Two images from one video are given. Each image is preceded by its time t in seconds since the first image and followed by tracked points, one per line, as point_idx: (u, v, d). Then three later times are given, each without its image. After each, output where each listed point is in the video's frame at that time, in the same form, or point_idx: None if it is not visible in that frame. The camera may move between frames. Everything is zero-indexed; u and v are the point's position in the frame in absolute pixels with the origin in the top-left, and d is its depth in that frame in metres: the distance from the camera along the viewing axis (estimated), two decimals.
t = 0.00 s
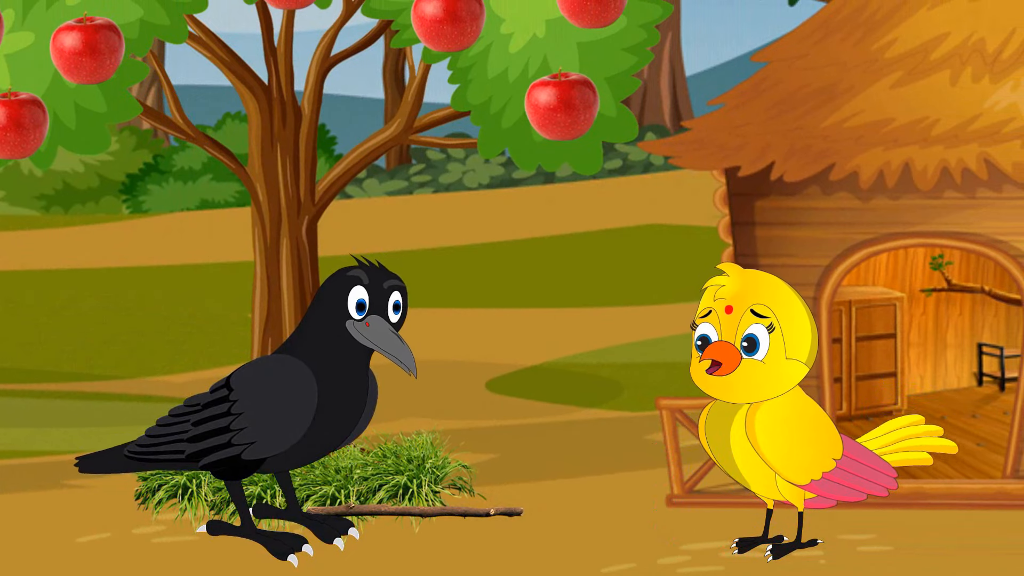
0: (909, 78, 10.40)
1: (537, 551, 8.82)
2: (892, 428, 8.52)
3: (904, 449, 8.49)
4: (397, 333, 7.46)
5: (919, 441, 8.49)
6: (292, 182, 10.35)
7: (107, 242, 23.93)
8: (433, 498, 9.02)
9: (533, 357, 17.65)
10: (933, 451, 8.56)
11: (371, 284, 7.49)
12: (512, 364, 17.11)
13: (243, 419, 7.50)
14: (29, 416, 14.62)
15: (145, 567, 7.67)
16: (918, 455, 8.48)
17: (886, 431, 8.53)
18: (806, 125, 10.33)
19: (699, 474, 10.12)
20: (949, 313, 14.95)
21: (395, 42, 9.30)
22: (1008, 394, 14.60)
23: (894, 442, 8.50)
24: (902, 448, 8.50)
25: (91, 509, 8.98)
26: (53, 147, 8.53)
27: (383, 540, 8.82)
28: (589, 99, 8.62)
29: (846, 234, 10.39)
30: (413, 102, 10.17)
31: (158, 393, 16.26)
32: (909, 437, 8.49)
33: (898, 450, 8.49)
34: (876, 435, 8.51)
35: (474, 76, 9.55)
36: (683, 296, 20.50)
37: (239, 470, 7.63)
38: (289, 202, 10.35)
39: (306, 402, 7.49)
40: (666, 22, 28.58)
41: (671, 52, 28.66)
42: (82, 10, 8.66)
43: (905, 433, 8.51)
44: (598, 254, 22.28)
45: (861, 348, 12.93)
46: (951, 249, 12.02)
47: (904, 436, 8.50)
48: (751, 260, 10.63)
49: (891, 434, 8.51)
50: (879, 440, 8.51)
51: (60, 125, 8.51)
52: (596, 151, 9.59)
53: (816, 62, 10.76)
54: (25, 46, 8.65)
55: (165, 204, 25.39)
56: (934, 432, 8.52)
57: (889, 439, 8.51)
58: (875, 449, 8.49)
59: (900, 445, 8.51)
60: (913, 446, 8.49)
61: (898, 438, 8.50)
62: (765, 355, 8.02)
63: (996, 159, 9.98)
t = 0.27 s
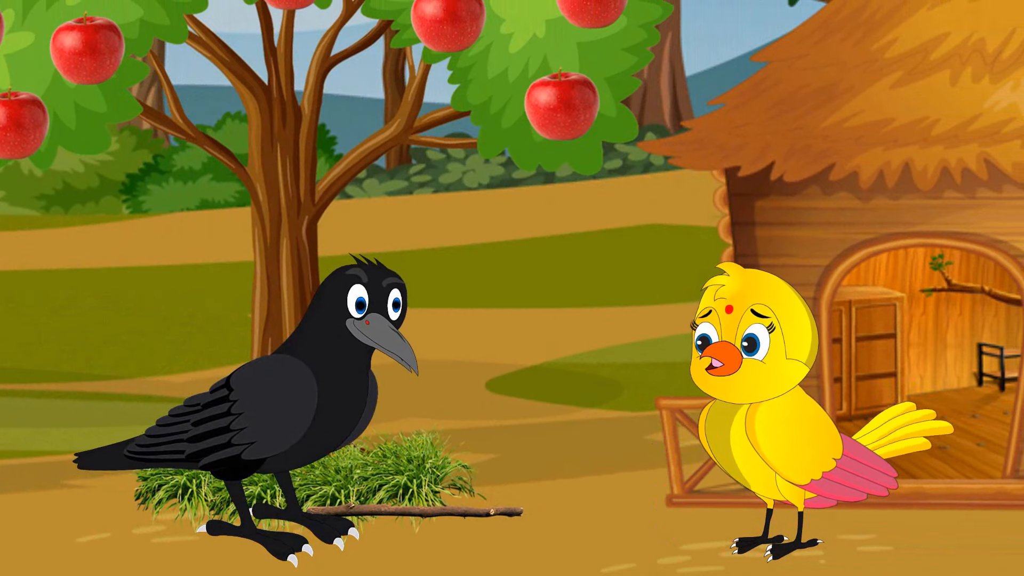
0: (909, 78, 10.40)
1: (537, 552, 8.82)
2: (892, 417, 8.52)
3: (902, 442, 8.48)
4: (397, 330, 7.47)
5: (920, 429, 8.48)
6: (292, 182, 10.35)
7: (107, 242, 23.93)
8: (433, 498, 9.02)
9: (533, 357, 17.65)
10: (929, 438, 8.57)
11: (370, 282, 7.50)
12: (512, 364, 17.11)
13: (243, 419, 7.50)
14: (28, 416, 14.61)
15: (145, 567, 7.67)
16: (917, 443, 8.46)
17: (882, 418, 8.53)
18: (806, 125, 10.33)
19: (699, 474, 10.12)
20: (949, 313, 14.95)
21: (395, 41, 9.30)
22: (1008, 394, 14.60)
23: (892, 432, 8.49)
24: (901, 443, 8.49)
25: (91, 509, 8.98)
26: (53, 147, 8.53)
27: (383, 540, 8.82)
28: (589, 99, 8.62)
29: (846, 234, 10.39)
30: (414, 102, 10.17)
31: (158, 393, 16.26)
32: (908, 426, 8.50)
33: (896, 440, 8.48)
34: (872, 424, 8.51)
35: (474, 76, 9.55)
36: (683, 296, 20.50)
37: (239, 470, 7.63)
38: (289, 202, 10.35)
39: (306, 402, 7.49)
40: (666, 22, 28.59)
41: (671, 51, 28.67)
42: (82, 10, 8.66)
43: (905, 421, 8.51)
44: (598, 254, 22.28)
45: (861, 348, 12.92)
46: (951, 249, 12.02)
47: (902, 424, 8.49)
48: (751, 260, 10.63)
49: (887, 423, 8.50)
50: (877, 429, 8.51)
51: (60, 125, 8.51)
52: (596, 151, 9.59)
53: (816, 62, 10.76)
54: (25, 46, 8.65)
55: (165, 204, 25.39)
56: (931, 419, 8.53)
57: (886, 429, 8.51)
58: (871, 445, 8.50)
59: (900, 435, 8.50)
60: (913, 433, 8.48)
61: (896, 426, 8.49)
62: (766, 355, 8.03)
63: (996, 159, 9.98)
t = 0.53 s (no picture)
0: (909, 78, 10.41)
1: (537, 552, 8.82)
2: (885, 406, 8.53)
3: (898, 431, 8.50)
4: (397, 328, 7.48)
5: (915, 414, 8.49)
6: (292, 182, 10.35)
7: (107, 242, 23.93)
8: (433, 498, 9.02)
9: (533, 357, 17.65)
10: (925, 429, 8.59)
11: (369, 281, 7.51)
12: (512, 364, 17.11)
13: (243, 419, 7.50)
14: (28, 416, 14.61)
15: (145, 567, 7.67)
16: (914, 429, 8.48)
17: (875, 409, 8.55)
18: (806, 125, 10.33)
19: (699, 474, 10.12)
20: (949, 313, 14.94)
21: (395, 41, 9.30)
22: (1008, 394, 14.60)
23: (886, 422, 8.50)
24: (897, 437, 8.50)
25: (92, 509, 8.97)
26: (53, 147, 8.53)
27: (383, 540, 8.82)
28: (589, 99, 8.62)
29: (846, 234, 10.39)
30: (414, 102, 10.17)
31: (158, 393, 16.25)
32: (902, 412, 8.52)
33: (892, 430, 8.49)
34: (864, 416, 8.51)
35: (474, 76, 9.55)
36: (684, 296, 20.50)
37: (239, 470, 7.63)
38: (289, 202, 10.35)
39: (306, 402, 7.49)
40: (666, 22, 28.59)
41: (671, 52, 28.67)
42: (82, 10, 8.66)
43: (896, 406, 8.54)
44: (598, 254, 22.28)
45: (861, 348, 12.92)
46: (951, 249, 12.02)
47: (895, 412, 8.51)
48: (751, 259, 10.63)
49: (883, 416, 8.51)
50: (871, 419, 8.51)
51: (60, 125, 8.50)
52: (596, 151, 9.59)
53: (816, 62, 10.76)
54: (25, 46, 8.65)
55: (165, 204, 25.39)
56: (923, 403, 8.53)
57: (881, 419, 8.51)
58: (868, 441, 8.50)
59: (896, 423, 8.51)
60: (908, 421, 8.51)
61: (890, 415, 8.50)
62: (765, 355, 8.03)
63: (996, 159, 9.98)
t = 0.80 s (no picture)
0: (909, 78, 10.41)
1: (537, 552, 8.83)
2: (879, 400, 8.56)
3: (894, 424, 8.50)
4: (398, 326, 7.48)
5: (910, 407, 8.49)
6: (292, 182, 10.35)
7: (107, 242, 23.94)
8: (433, 498, 9.02)
9: (533, 357, 17.66)
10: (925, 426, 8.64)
11: (368, 279, 7.50)
12: (512, 364, 17.11)
13: (243, 419, 7.50)
14: (28, 416, 14.61)
15: (145, 567, 7.67)
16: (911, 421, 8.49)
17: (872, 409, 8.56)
18: (806, 125, 10.33)
19: (699, 474, 10.12)
20: (949, 313, 14.95)
21: (395, 41, 9.29)
22: (1008, 394, 14.60)
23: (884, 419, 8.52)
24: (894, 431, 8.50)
25: (92, 509, 8.97)
26: (53, 147, 8.53)
27: (383, 540, 8.82)
28: (589, 99, 8.62)
29: (846, 234, 10.39)
30: (414, 102, 10.17)
31: (158, 393, 16.25)
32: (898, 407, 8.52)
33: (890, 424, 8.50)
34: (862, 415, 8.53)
35: (474, 75, 9.55)
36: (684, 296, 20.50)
37: (239, 470, 7.63)
38: (289, 202, 10.35)
39: (306, 402, 7.49)
40: (666, 22, 28.59)
41: (671, 51, 28.67)
42: (82, 10, 8.66)
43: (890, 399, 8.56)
44: (598, 254, 22.29)
45: (861, 348, 12.92)
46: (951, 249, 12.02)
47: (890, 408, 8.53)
48: (751, 259, 10.63)
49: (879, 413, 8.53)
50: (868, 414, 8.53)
51: (60, 125, 8.50)
52: (596, 151, 9.59)
53: (816, 62, 10.76)
54: (25, 46, 8.65)
55: (165, 204, 25.40)
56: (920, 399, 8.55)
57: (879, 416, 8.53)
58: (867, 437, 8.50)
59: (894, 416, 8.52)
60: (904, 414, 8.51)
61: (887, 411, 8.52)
62: (764, 355, 8.03)
63: (996, 159, 9.98)
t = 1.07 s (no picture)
0: (909, 78, 10.41)
1: (537, 552, 8.83)
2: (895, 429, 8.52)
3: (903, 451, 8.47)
4: (398, 325, 7.50)
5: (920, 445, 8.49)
6: (292, 182, 10.35)
7: (108, 241, 23.95)
8: (433, 498, 9.02)
9: (534, 357, 17.67)
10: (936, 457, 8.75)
11: (367, 278, 7.51)
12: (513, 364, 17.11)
13: (243, 419, 7.50)
14: (28, 416, 14.61)
15: (145, 567, 7.67)
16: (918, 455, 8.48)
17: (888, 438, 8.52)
18: (806, 125, 10.33)
19: (699, 475, 10.13)
20: (949, 313, 14.95)
21: (395, 41, 9.30)
22: (1008, 394, 14.60)
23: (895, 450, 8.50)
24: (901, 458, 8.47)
25: (91, 509, 8.97)
26: (53, 147, 8.53)
27: (383, 540, 8.82)
28: (589, 99, 8.62)
29: (846, 234, 10.40)
30: (414, 102, 10.17)
31: (158, 393, 16.25)
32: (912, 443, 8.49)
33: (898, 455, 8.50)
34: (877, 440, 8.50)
35: (474, 76, 9.55)
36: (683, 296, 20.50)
37: (239, 470, 7.64)
38: (289, 202, 10.35)
39: (306, 402, 7.49)
40: (666, 22, 28.60)
41: (671, 52, 28.67)
42: (82, 10, 8.66)
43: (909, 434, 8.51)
44: (598, 254, 22.29)
45: (861, 348, 12.92)
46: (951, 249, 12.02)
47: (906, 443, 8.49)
48: (751, 259, 10.63)
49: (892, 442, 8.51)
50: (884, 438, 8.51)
51: (60, 125, 8.50)
52: (596, 151, 9.59)
53: (816, 62, 10.77)
54: (25, 46, 8.65)
55: (165, 204, 25.40)
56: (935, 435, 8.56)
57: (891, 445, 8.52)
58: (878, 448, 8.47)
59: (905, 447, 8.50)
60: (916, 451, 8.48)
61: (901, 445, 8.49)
62: (763, 355, 8.02)
63: (996, 159, 9.98)
